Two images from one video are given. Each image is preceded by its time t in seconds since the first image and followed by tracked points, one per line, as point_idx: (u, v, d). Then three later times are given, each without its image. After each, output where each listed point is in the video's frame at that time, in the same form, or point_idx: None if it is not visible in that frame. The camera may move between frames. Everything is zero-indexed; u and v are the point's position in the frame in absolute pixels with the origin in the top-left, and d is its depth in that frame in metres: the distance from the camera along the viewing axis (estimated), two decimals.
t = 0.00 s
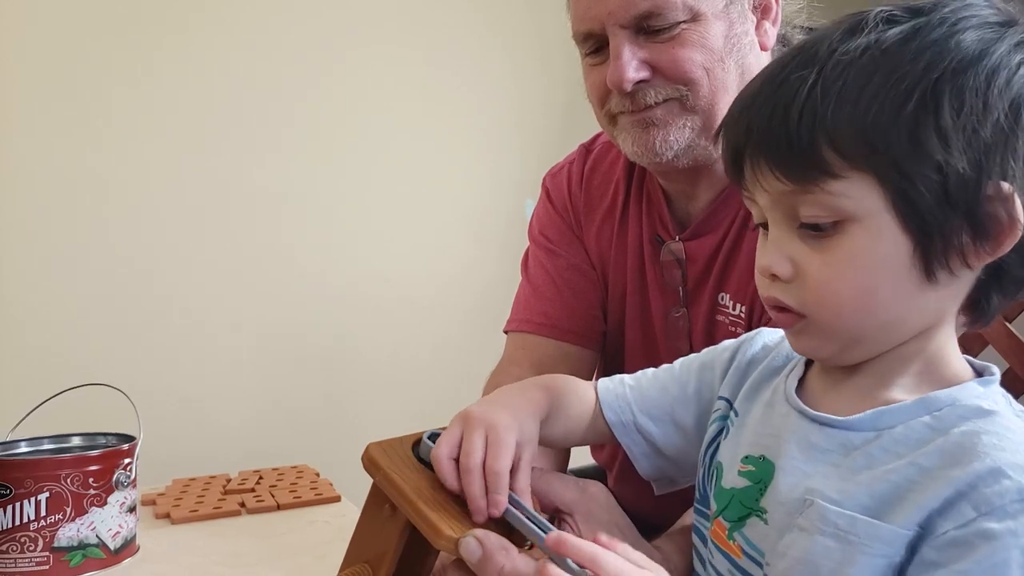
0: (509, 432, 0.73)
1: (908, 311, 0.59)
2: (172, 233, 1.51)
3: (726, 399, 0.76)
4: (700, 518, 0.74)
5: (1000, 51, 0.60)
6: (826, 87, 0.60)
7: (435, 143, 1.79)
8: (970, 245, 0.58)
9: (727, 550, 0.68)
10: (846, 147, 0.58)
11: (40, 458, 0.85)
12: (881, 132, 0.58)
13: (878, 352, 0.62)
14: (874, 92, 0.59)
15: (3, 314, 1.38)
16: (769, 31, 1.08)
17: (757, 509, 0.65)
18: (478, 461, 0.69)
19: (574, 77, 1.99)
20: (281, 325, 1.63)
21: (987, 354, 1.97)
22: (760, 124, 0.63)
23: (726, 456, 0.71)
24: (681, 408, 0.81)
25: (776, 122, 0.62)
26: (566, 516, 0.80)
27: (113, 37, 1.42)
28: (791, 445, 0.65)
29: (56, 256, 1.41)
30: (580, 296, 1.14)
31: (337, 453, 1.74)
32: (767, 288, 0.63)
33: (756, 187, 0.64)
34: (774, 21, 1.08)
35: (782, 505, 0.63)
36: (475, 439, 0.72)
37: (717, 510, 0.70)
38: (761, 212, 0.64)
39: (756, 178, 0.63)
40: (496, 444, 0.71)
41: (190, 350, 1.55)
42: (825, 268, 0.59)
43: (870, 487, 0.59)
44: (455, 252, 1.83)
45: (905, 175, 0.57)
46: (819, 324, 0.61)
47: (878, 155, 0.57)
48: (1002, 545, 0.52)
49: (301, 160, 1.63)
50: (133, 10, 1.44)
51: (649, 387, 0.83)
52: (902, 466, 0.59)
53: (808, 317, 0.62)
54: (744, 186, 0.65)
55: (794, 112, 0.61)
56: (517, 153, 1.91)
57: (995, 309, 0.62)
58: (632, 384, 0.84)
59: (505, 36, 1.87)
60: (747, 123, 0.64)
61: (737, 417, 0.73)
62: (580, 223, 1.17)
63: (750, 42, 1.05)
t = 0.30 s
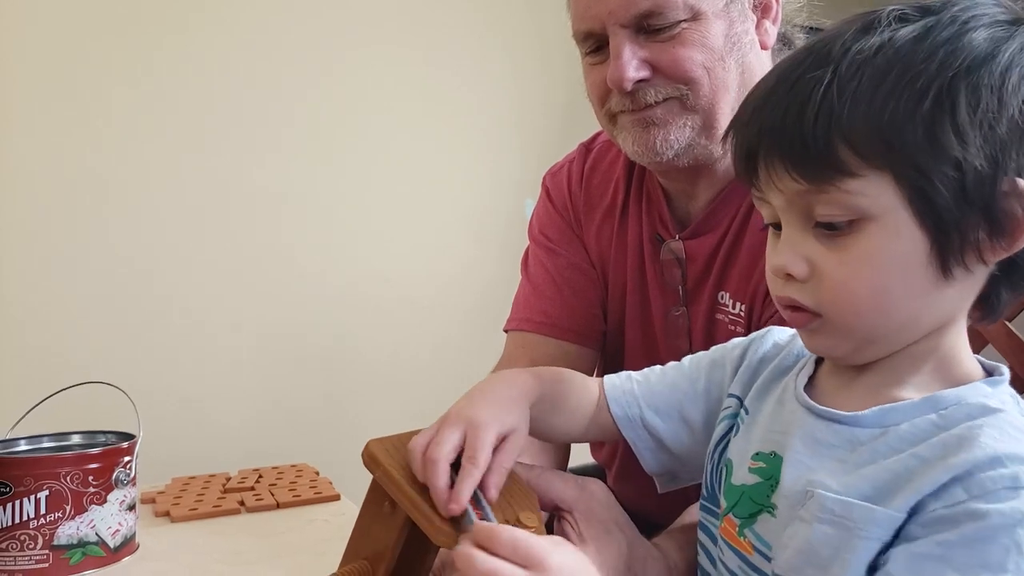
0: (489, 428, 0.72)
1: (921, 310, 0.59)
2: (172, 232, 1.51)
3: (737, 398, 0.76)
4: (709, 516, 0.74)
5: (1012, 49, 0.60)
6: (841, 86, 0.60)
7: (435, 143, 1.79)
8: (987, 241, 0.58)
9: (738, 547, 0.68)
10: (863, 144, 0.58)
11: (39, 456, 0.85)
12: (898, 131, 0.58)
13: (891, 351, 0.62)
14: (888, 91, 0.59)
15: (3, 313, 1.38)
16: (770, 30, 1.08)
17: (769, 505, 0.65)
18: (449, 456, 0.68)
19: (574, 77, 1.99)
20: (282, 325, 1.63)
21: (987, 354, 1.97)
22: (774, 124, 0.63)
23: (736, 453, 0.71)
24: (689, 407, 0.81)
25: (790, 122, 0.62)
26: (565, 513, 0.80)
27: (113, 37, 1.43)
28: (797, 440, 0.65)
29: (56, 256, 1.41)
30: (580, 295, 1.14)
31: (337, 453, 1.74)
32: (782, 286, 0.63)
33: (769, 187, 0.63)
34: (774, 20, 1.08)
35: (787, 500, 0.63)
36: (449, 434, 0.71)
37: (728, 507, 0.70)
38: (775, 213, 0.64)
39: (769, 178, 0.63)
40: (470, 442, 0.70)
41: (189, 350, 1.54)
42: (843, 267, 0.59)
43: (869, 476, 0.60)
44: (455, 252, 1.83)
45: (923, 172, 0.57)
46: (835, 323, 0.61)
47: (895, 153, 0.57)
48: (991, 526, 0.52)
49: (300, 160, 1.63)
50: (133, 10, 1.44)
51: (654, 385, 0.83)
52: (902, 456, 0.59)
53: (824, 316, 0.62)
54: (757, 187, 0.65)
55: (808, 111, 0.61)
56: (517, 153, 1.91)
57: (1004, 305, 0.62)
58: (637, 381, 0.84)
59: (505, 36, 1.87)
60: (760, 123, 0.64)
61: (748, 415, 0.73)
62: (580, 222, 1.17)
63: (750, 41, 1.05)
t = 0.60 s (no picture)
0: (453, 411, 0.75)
1: (916, 310, 0.59)
2: (172, 232, 1.51)
3: (740, 398, 0.76)
4: (709, 513, 0.74)
5: (1011, 50, 0.60)
6: (840, 86, 0.60)
7: (435, 143, 1.79)
8: (982, 242, 0.58)
9: (734, 541, 0.69)
10: (861, 144, 0.58)
11: (40, 457, 0.85)
12: (896, 131, 0.57)
13: (885, 351, 0.62)
14: (887, 91, 0.59)
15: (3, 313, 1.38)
16: (769, 29, 1.08)
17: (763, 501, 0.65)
18: (407, 432, 0.73)
19: (574, 77, 1.99)
20: (282, 325, 1.63)
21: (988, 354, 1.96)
22: (773, 123, 0.63)
23: (735, 451, 0.71)
24: (692, 407, 0.81)
25: (789, 122, 0.62)
26: (569, 514, 0.80)
27: (113, 37, 1.43)
28: (784, 434, 0.66)
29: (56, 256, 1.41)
30: (580, 295, 1.14)
31: (337, 453, 1.74)
32: (778, 285, 0.63)
33: (766, 185, 0.63)
34: (773, 19, 1.08)
35: (770, 487, 0.64)
36: (416, 411, 0.75)
37: (726, 503, 0.70)
38: (772, 211, 0.64)
39: (767, 176, 0.63)
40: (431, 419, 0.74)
41: (188, 350, 1.54)
42: (839, 266, 0.59)
43: (840, 455, 0.61)
44: (455, 251, 1.83)
45: (922, 174, 0.57)
46: (829, 321, 0.61)
47: (893, 154, 0.57)
48: (936, 483, 0.53)
49: (300, 161, 1.63)
50: (132, 11, 1.44)
51: (658, 385, 0.84)
52: (873, 434, 0.60)
53: (819, 315, 0.61)
54: (755, 185, 0.65)
55: (807, 110, 0.61)
56: (517, 153, 1.91)
57: (1000, 306, 0.62)
58: (641, 380, 0.85)
59: (505, 36, 1.87)
60: (759, 122, 0.64)
61: (750, 415, 0.72)
62: (580, 222, 1.17)
63: (750, 40, 1.05)
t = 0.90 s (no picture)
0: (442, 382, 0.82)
1: (898, 308, 0.59)
2: (171, 232, 1.51)
3: (738, 397, 0.75)
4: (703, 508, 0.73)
5: (997, 51, 0.60)
6: (824, 84, 0.60)
7: (435, 143, 1.79)
8: (963, 242, 0.58)
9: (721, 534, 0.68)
10: (842, 142, 0.58)
11: (39, 458, 0.85)
12: (877, 131, 0.57)
13: (868, 347, 0.62)
14: (869, 89, 0.59)
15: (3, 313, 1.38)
16: (769, 28, 1.08)
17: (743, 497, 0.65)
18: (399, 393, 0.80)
19: (574, 77, 1.98)
20: (281, 325, 1.63)
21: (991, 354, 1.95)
22: (758, 119, 0.63)
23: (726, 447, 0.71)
24: (694, 410, 0.81)
25: (773, 119, 0.62)
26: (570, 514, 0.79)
27: (113, 37, 1.43)
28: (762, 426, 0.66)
29: (55, 257, 1.41)
30: (580, 294, 1.14)
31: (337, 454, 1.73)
32: (763, 281, 0.63)
33: (751, 181, 0.64)
34: (773, 18, 1.08)
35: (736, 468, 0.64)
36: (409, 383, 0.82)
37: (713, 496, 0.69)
38: (757, 206, 0.64)
39: (752, 171, 0.63)
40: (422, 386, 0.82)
41: (188, 350, 1.54)
42: (820, 262, 0.59)
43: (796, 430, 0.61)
44: (455, 251, 1.83)
45: (901, 173, 0.56)
46: (811, 317, 0.61)
47: (874, 153, 0.57)
48: (867, 428, 0.55)
49: (300, 161, 1.63)
50: (132, 11, 1.44)
51: (663, 389, 0.85)
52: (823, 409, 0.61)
53: (799, 310, 0.61)
54: (741, 181, 0.65)
55: (791, 107, 0.61)
56: (517, 153, 1.90)
57: (989, 307, 0.63)
58: (647, 388, 0.86)
59: (505, 35, 1.87)
60: (745, 119, 0.64)
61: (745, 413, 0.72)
62: (579, 221, 1.17)
63: (750, 39, 1.05)
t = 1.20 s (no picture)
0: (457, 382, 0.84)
1: (876, 303, 0.59)
2: (171, 232, 1.51)
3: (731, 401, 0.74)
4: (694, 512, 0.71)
5: (977, 52, 0.60)
6: (805, 80, 0.60)
7: (435, 143, 1.79)
8: (940, 239, 0.58)
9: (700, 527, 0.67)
10: (821, 138, 0.58)
11: (39, 459, 0.85)
12: (855, 128, 0.57)
13: (845, 342, 0.61)
14: (848, 85, 0.59)
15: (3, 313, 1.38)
16: (769, 28, 1.08)
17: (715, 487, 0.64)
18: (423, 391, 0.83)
19: (574, 77, 1.98)
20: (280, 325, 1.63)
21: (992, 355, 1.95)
22: (743, 116, 0.63)
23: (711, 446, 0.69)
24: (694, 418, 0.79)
25: (756, 116, 0.62)
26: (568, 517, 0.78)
27: (113, 38, 1.43)
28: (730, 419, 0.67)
29: (55, 257, 1.41)
30: (580, 294, 1.14)
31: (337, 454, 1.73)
32: (745, 274, 0.62)
33: (734, 177, 0.63)
34: (773, 18, 1.08)
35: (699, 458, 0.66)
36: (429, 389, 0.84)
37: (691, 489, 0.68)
38: (741, 201, 0.64)
39: (735, 166, 0.63)
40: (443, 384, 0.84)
41: (188, 351, 1.54)
42: (796, 253, 0.58)
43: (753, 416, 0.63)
44: (454, 251, 1.83)
45: (878, 169, 0.56)
46: (789, 310, 0.60)
47: (853, 149, 0.57)
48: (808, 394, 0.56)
49: (300, 161, 1.63)
50: (132, 13, 1.44)
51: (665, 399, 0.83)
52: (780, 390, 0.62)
53: (778, 302, 0.61)
54: (726, 177, 0.65)
55: (773, 104, 0.61)
56: (516, 153, 1.90)
57: (971, 310, 0.64)
58: (651, 401, 0.85)
59: (505, 36, 1.87)
60: (730, 117, 0.64)
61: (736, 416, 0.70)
62: (579, 222, 1.17)
63: (749, 40, 1.05)
